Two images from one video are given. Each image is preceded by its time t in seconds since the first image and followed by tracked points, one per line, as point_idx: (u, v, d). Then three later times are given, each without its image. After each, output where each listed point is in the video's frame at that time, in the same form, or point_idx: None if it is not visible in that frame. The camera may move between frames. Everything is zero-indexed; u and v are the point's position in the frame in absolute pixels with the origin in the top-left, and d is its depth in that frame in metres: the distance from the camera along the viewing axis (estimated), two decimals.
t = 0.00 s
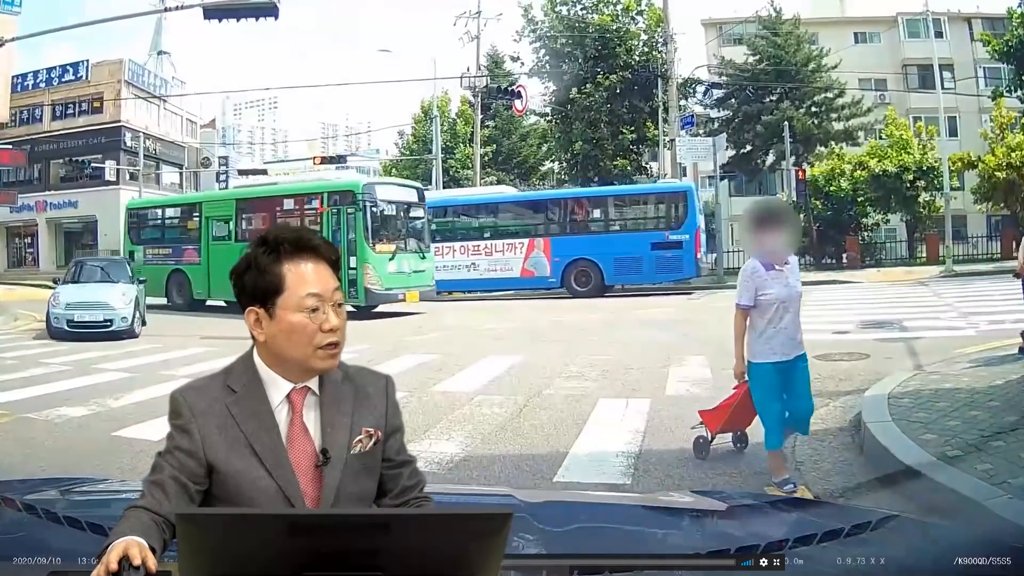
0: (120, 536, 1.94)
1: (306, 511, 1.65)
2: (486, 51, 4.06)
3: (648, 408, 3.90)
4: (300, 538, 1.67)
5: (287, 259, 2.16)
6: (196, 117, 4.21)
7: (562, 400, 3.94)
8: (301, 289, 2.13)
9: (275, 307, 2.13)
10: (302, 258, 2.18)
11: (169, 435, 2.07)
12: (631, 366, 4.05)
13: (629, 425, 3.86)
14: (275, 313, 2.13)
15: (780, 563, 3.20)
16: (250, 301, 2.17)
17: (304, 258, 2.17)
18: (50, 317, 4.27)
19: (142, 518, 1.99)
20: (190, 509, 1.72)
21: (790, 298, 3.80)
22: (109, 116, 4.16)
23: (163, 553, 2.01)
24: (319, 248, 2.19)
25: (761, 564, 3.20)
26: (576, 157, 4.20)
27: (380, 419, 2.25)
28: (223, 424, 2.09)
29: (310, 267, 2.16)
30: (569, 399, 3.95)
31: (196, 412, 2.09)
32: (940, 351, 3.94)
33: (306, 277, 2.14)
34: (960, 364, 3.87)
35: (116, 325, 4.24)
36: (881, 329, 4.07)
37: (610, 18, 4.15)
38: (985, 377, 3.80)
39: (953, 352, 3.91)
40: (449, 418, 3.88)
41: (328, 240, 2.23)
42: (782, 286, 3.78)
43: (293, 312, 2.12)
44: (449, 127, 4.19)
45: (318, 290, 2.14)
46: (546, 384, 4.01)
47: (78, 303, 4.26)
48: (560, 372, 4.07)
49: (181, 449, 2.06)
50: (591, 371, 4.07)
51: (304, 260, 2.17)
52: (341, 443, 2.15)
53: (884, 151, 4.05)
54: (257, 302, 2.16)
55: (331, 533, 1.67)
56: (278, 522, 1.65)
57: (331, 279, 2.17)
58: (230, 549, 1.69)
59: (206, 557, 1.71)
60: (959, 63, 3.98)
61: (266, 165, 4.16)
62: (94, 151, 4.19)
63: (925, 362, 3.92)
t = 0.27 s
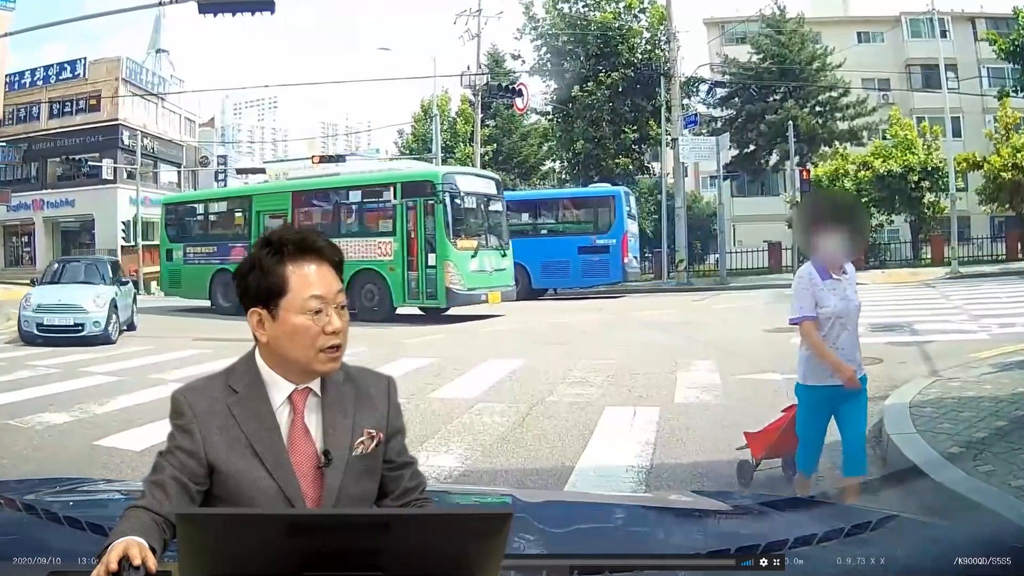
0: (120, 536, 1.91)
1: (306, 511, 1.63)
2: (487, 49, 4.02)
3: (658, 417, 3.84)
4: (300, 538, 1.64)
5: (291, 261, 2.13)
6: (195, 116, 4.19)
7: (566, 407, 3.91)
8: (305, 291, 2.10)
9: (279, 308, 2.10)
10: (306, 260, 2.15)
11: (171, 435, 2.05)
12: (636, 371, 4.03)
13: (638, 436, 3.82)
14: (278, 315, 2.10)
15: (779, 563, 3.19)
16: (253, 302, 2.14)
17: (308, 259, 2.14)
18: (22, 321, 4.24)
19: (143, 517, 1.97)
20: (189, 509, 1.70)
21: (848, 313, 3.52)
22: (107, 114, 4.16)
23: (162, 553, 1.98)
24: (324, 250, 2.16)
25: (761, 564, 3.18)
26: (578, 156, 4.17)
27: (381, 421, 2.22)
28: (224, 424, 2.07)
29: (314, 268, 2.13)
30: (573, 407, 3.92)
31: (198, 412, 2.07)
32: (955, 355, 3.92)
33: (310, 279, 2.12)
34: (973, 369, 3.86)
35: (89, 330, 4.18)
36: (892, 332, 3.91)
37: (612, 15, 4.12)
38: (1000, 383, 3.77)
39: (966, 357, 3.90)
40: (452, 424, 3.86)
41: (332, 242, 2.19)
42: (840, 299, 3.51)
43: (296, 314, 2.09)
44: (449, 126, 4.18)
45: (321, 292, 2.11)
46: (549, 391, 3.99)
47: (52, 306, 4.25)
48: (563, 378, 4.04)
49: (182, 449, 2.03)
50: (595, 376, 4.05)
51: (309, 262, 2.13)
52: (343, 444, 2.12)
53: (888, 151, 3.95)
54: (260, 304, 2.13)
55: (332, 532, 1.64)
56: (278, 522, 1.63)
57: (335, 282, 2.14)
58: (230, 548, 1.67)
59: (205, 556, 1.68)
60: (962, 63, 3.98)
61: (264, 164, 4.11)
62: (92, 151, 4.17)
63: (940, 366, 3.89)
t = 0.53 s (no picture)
0: (120, 536, 1.90)
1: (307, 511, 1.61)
2: (487, 48, 4.00)
3: (663, 422, 3.82)
4: (301, 537, 1.63)
5: (293, 263, 2.09)
6: (193, 115, 4.15)
7: (568, 413, 3.90)
8: (308, 293, 2.07)
9: (281, 310, 2.07)
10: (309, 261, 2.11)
11: (172, 435, 2.03)
12: (639, 376, 4.04)
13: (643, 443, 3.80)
14: (280, 317, 2.07)
15: (780, 563, 3.11)
16: (255, 303, 2.11)
17: (310, 261, 2.10)
18: None
19: (143, 517, 1.95)
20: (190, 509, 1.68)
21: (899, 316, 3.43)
22: (104, 114, 4.17)
23: (162, 553, 1.97)
24: (327, 252, 2.12)
25: (761, 565, 3.12)
26: (578, 157, 4.12)
27: (384, 422, 2.20)
28: (225, 426, 2.05)
29: (316, 270, 2.10)
30: (575, 413, 3.90)
31: (200, 412, 2.05)
32: (964, 358, 3.86)
33: (312, 281, 2.08)
34: (983, 372, 3.83)
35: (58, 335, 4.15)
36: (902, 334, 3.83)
37: (614, 14, 4.11)
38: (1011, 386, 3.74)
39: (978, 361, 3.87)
40: (454, 427, 3.83)
41: (335, 244, 2.16)
42: (893, 302, 3.41)
43: (299, 316, 2.06)
44: (448, 125, 4.14)
45: (324, 294, 2.08)
46: (551, 398, 3.97)
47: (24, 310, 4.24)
48: (564, 385, 4.04)
49: (183, 450, 2.02)
50: (598, 381, 4.06)
51: (311, 263, 2.10)
52: (345, 446, 2.10)
53: (891, 150, 3.87)
54: (262, 305, 2.10)
55: (333, 532, 1.63)
56: (278, 522, 1.62)
57: (338, 285, 2.11)
58: (230, 549, 1.65)
59: (205, 556, 1.67)
60: (964, 63, 3.95)
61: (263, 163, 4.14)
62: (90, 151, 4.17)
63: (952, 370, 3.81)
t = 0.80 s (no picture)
0: (120, 536, 1.89)
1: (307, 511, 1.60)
2: (487, 47, 3.98)
3: (668, 428, 3.78)
4: (301, 537, 1.62)
5: (301, 268, 2.08)
6: (192, 115, 4.13)
7: (570, 416, 3.86)
8: (315, 299, 2.05)
9: (287, 316, 2.05)
10: (316, 268, 2.09)
11: (173, 436, 2.02)
12: (643, 379, 3.98)
13: (647, 448, 3.76)
14: (285, 322, 2.06)
15: (780, 563, 3.10)
16: (261, 308, 2.09)
17: (318, 267, 2.09)
18: None
19: (143, 518, 1.94)
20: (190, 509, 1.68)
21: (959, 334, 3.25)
22: (103, 113, 4.14)
23: (162, 554, 1.96)
24: (334, 259, 2.11)
25: (761, 565, 3.10)
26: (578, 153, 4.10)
27: (386, 424, 2.19)
28: (227, 427, 2.04)
29: (323, 276, 2.08)
30: (577, 416, 3.87)
31: (202, 413, 2.04)
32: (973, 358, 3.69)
33: (319, 288, 2.06)
34: (991, 374, 3.66)
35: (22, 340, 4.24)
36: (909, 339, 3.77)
37: (614, 12, 4.09)
38: (1021, 389, 3.64)
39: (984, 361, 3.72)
40: (453, 432, 3.79)
41: (344, 251, 2.14)
42: (953, 318, 3.23)
43: (305, 322, 2.05)
44: (448, 126, 4.21)
45: (330, 301, 2.06)
46: (553, 401, 3.95)
47: None
48: (564, 388, 3.99)
49: (184, 451, 2.01)
50: (601, 383, 4.04)
51: (318, 269, 2.08)
52: (348, 449, 2.09)
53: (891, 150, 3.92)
54: (267, 309, 2.08)
55: (333, 532, 1.62)
56: (278, 522, 1.61)
57: (344, 291, 2.10)
58: (230, 549, 1.65)
59: (205, 557, 1.66)
60: (966, 62, 3.91)
61: (262, 164, 4.16)
62: (89, 151, 4.16)
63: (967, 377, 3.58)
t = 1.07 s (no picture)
0: (120, 536, 1.90)
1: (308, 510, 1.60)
2: (487, 48, 3.97)
3: (670, 430, 3.78)
4: (300, 538, 1.61)
5: (311, 279, 2.02)
6: (192, 116, 4.12)
7: (571, 419, 3.86)
8: (323, 311, 2.00)
9: (294, 325, 2.01)
10: (327, 279, 2.03)
11: (175, 438, 2.02)
12: (646, 382, 4.02)
13: (649, 451, 3.77)
14: (292, 332, 2.02)
15: (780, 563, 3.03)
16: (268, 314, 2.05)
17: (328, 278, 2.03)
18: None
19: (146, 519, 1.94)
20: (190, 509, 1.67)
21: None
22: (103, 113, 4.11)
23: (163, 554, 1.97)
24: (345, 269, 2.05)
25: (761, 565, 3.03)
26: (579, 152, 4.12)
27: (391, 428, 2.18)
28: (229, 430, 2.03)
29: (333, 289, 2.02)
30: (577, 418, 3.87)
31: (204, 414, 2.04)
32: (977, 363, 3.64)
33: (328, 299, 2.01)
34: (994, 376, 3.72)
35: None
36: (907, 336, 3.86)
37: (615, 12, 4.07)
38: None
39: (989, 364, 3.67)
40: (453, 436, 3.77)
41: (355, 261, 2.08)
42: None
43: (312, 334, 2.00)
44: (448, 126, 4.21)
45: (338, 314, 2.01)
46: (553, 403, 3.95)
47: None
48: (567, 391, 4.02)
49: (186, 453, 2.00)
50: (602, 386, 4.04)
51: (328, 281, 2.02)
52: (354, 454, 2.07)
53: (896, 150, 4.19)
54: (275, 317, 2.04)
55: (333, 533, 1.61)
56: (278, 522, 1.60)
57: (354, 304, 2.04)
58: (231, 549, 1.64)
59: (206, 556, 1.65)
60: (967, 62, 3.88)
61: (262, 164, 4.14)
62: (88, 152, 4.15)
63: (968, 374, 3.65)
